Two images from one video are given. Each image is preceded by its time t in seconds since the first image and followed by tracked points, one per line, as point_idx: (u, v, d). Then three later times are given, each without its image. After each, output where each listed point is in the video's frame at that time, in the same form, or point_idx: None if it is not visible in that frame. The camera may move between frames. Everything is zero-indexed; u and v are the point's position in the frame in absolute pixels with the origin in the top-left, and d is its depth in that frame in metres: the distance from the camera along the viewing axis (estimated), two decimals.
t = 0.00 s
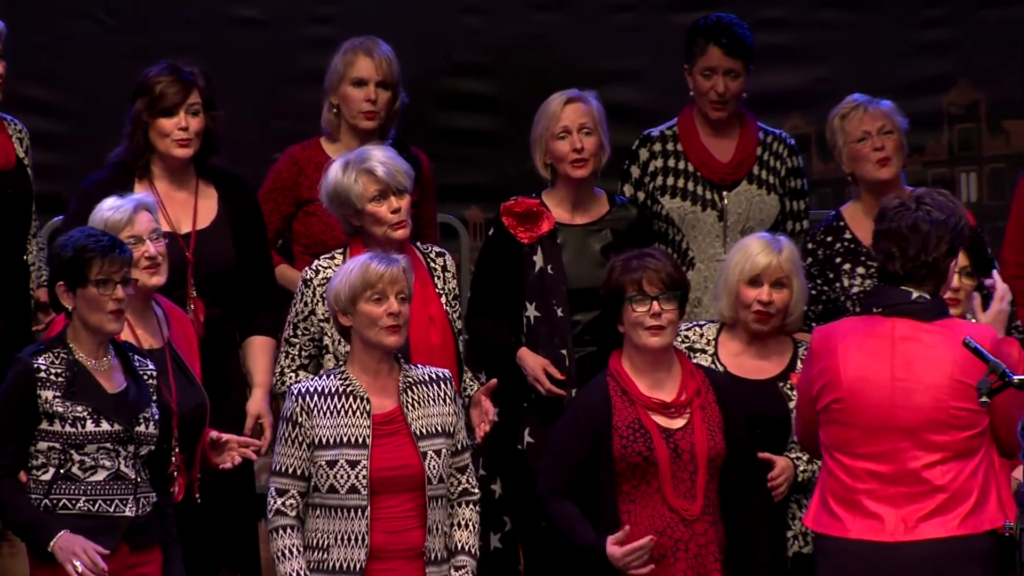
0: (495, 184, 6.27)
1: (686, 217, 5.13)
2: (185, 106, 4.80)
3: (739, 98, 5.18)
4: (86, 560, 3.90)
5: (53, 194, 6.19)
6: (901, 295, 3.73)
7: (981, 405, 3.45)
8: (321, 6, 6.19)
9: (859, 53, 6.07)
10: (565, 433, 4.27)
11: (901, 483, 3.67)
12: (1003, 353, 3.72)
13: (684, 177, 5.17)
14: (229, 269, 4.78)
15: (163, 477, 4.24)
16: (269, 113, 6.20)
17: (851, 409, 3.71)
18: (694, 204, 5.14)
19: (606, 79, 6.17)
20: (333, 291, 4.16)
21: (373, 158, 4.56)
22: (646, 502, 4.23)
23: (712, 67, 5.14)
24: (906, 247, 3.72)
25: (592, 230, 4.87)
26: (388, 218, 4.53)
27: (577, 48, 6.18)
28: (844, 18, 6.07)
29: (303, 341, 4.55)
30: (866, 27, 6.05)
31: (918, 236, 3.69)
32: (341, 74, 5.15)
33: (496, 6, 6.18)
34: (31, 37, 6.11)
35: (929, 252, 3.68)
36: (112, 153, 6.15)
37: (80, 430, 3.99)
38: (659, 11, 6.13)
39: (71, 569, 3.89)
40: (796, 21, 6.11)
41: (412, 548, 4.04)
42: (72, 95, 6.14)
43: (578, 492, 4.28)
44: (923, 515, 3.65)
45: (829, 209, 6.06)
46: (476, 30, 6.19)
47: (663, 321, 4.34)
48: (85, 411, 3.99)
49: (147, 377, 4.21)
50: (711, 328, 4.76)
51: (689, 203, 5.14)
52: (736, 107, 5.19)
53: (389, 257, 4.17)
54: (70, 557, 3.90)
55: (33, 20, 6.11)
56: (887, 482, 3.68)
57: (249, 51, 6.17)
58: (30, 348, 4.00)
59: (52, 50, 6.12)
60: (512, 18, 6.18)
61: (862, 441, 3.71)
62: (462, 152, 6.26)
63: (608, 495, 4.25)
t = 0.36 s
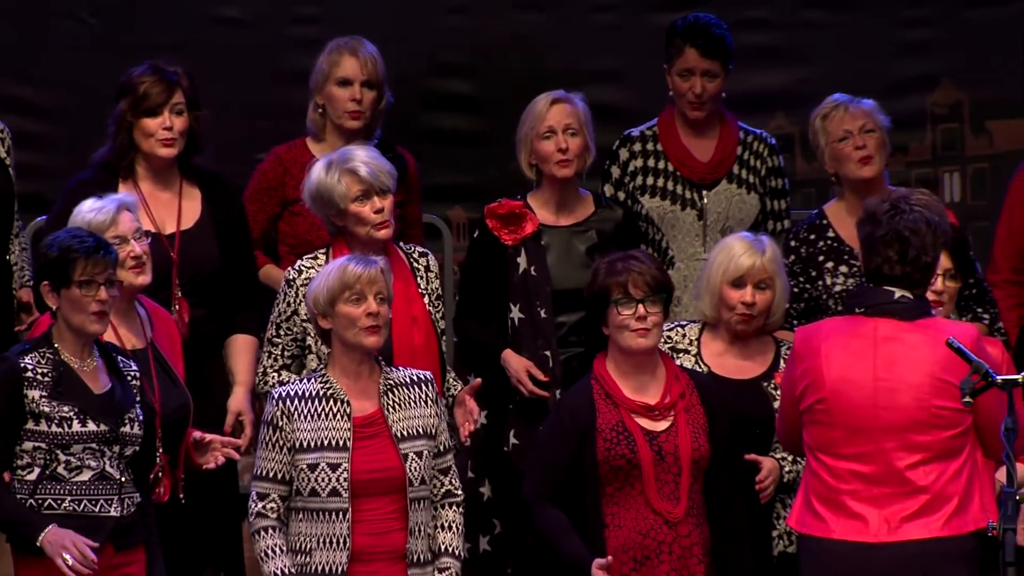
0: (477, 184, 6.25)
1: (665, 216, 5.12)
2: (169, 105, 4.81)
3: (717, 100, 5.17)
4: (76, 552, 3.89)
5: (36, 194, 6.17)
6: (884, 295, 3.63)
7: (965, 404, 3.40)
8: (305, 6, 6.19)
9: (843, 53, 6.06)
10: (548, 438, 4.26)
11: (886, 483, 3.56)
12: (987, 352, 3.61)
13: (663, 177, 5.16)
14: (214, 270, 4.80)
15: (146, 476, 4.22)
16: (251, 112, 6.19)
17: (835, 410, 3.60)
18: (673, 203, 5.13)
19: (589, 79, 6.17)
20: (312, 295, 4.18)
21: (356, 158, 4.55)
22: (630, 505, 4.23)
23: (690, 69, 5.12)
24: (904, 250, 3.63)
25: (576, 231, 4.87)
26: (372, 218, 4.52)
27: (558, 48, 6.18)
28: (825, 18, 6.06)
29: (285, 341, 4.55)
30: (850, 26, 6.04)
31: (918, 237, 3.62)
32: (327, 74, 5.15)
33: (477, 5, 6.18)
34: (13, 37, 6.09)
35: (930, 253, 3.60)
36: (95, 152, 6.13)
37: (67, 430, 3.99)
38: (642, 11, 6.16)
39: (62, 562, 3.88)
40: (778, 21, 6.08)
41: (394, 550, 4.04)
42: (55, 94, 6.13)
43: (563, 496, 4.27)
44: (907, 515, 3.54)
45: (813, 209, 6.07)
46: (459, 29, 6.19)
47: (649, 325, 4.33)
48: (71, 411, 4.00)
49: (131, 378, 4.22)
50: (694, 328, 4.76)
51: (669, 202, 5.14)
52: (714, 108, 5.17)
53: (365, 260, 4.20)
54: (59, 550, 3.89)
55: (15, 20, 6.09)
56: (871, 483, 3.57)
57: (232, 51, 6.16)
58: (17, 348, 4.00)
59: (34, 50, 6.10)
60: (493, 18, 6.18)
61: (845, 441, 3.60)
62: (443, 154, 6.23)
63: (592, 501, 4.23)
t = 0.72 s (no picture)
0: (458, 184, 6.22)
1: (646, 214, 5.12)
2: (155, 104, 4.83)
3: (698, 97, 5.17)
4: (64, 537, 3.89)
5: (22, 196, 6.08)
6: (855, 294, 3.62)
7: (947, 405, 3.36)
8: (286, 6, 6.18)
9: (824, 52, 6.05)
10: (531, 437, 4.22)
11: (862, 483, 3.56)
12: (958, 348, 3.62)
13: (645, 175, 5.16)
14: (196, 270, 4.81)
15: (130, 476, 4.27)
16: (232, 112, 6.17)
17: (809, 410, 3.61)
18: (654, 201, 5.13)
19: (572, 78, 6.17)
20: (295, 294, 4.16)
21: (336, 158, 4.56)
22: (613, 503, 4.18)
23: (670, 66, 5.12)
24: (873, 250, 3.62)
25: (558, 228, 4.86)
26: (353, 218, 4.53)
27: (540, 47, 6.17)
28: (806, 18, 6.06)
29: (266, 341, 4.56)
30: (834, 25, 6.04)
31: (885, 236, 3.60)
32: (311, 74, 5.11)
33: (460, 6, 6.18)
34: None
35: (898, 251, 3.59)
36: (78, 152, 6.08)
37: (51, 429, 3.99)
38: (624, 11, 6.15)
39: (50, 548, 3.87)
40: (760, 21, 6.08)
41: (376, 549, 4.05)
42: (37, 93, 6.06)
43: (546, 497, 4.21)
44: (882, 513, 3.53)
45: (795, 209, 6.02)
46: (441, 29, 6.18)
47: (632, 322, 4.29)
48: (56, 410, 4.00)
49: (116, 378, 4.22)
50: (673, 328, 4.77)
51: (649, 200, 5.14)
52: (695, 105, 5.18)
53: (350, 257, 4.20)
54: (48, 536, 3.89)
55: None
56: (847, 482, 3.57)
57: (213, 51, 6.15)
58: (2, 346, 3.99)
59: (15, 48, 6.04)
60: (475, 18, 6.17)
61: (820, 442, 3.61)
62: (426, 153, 6.21)
63: (576, 502, 4.18)
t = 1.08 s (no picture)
0: (445, 184, 6.22)
1: (632, 213, 5.12)
2: (146, 103, 4.82)
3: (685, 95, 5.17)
4: (56, 523, 3.92)
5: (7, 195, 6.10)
6: (831, 292, 3.62)
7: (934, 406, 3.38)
8: (272, 6, 6.19)
9: (810, 53, 6.05)
10: (518, 435, 4.13)
11: (839, 480, 3.56)
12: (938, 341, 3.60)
13: (631, 174, 5.16)
14: (184, 269, 4.81)
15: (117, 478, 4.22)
16: (219, 112, 6.18)
17: (787, 409, 3.61)
18: (640, 200, 5.13)
19: (558, 78, 6.17)
20: (284, 288, 4.10)
21: (322, 158, 4.56)
22: (600, 501, 4.09)
23: (657, 63, 5.13)
24: (847, 248, 3.62)
25: (543, 227, 4.86)
26: (337, 218, 4.53)
27: (526, 48, 6.17)
28: (791, 17, 6.06)
29: (251, 341, 4.56)
30: (821, 25, 6.04)
31: (858, 235, 3.61)
32: (298, 73, 5.10)
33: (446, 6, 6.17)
34: None
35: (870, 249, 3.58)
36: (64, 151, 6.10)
37: (39, 429, 3.98)
38: (610, 10, 6.15)
39: (42, 535, 3.90)
40: (747, 21, 6.07)
41: (364, 545, 3.99)
42: (22, 93, 6.09)
43: (534, 493, 4.13)
44: (860, 510, 3.53)
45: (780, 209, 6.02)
46: (427, 29, 6.18)
47: (620, 319, 4.19)
48: (43, 410, 3.99)
49: (104, 378, 4.22)
50: (660, 327, 4.77)
51: (636, 199, 5.14)
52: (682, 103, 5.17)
53: (340, 252, 4.14)
54: (39, 523, 3.91)
55: None
56: (824, 480, 3.57)
57: (199, 51, 6.15)
58: None
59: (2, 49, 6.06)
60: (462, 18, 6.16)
61: (800, 440, 3.61)
62: (413, 154, 6.21)
63: (563, 500, 4.09)
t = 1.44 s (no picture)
0: (432, 184, 6.22)
1: (619, 213, 5.13)
2: (135, 104, 4.81)
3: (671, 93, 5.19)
4: (44, 513, 3.88)
5: None
6: (808, 292, 3.62)
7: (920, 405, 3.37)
8: (258, 6, 6.19)
9: (795, 53, 6.04)
10: (501, 434, 4.10)
11: (814, 479, 3.56)
12: (916, 339, 3.57)
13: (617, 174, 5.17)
14: (170, 269, 4.81)
15: (103, 478, 4.21)
16: (206, 112, 6.19)
17: (763, 409, 3.62)
18: (627, 200, 5.14)
19: (543, 78, 6.16)
20: (273, 285, 4.09)
21: (307, 158, 4.56)
22: (585, 499, 4.06)
23: (642, 61, 5.15)
24: (821, 248, 3.62)
25: (526, 227, 4.87)
26: (321, 218, 4.53)
27: (512, 48, 6.17)
28: (778, 18, 6.06)
29: (235, 341, 4.54)
30: (806, 25, 6.03)
31: (832, 234, 3.60)
32: (284, 74, 5.10)
33: (432, 6, 6.17)
34: None
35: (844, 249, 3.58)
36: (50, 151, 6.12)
37: (24, 429, 3.94)
38: (595, 11, 6.13)
39: (30, 524, 3.86)
40: (732, 22, 6.08)
41: (352, 542, 3.96)
42: (9, 93, 6.12)
43: (517, 492, 4.10)
44: (835, 509, 3.53)
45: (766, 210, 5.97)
46: (412, 29, 6.18)
47: (603, 318, 4.17)
48: (28, 410, 3.96)
49: (89, 378, 4.20)
50: (646, 327, 4.76)
51: (622, 200, 5.14)
52: (667, 102, 5.20)
53: (329, 250, 4.14)
54: (26, 513, 3.87)
55: None
56: (800, 479, 3.59)
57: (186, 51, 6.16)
58: None
59: None
60: (447, 18, 6.16)
61: (777, 440, 3.62)
62: (400, 154, 6.22)
63: (547, 496, 4.07)
